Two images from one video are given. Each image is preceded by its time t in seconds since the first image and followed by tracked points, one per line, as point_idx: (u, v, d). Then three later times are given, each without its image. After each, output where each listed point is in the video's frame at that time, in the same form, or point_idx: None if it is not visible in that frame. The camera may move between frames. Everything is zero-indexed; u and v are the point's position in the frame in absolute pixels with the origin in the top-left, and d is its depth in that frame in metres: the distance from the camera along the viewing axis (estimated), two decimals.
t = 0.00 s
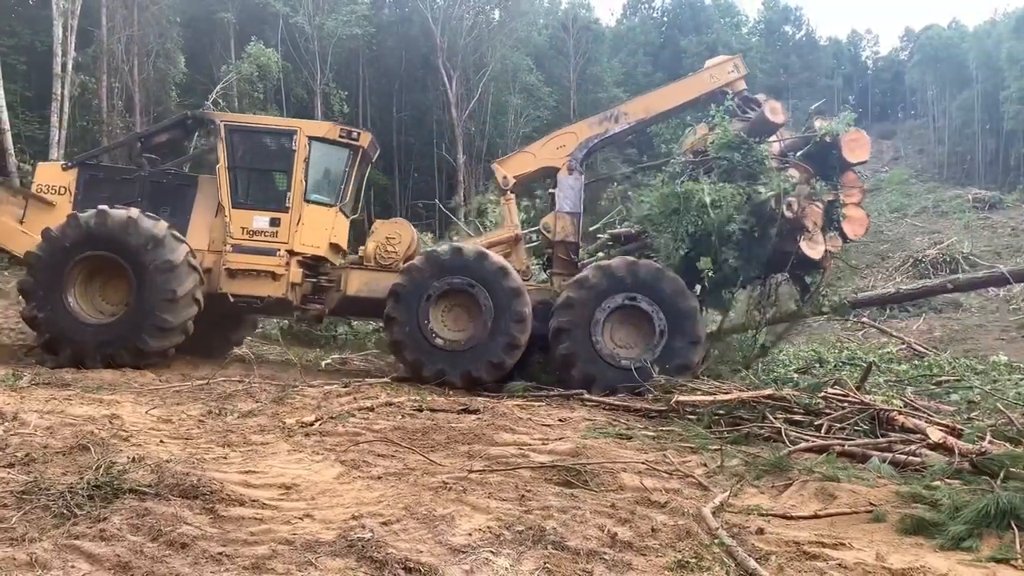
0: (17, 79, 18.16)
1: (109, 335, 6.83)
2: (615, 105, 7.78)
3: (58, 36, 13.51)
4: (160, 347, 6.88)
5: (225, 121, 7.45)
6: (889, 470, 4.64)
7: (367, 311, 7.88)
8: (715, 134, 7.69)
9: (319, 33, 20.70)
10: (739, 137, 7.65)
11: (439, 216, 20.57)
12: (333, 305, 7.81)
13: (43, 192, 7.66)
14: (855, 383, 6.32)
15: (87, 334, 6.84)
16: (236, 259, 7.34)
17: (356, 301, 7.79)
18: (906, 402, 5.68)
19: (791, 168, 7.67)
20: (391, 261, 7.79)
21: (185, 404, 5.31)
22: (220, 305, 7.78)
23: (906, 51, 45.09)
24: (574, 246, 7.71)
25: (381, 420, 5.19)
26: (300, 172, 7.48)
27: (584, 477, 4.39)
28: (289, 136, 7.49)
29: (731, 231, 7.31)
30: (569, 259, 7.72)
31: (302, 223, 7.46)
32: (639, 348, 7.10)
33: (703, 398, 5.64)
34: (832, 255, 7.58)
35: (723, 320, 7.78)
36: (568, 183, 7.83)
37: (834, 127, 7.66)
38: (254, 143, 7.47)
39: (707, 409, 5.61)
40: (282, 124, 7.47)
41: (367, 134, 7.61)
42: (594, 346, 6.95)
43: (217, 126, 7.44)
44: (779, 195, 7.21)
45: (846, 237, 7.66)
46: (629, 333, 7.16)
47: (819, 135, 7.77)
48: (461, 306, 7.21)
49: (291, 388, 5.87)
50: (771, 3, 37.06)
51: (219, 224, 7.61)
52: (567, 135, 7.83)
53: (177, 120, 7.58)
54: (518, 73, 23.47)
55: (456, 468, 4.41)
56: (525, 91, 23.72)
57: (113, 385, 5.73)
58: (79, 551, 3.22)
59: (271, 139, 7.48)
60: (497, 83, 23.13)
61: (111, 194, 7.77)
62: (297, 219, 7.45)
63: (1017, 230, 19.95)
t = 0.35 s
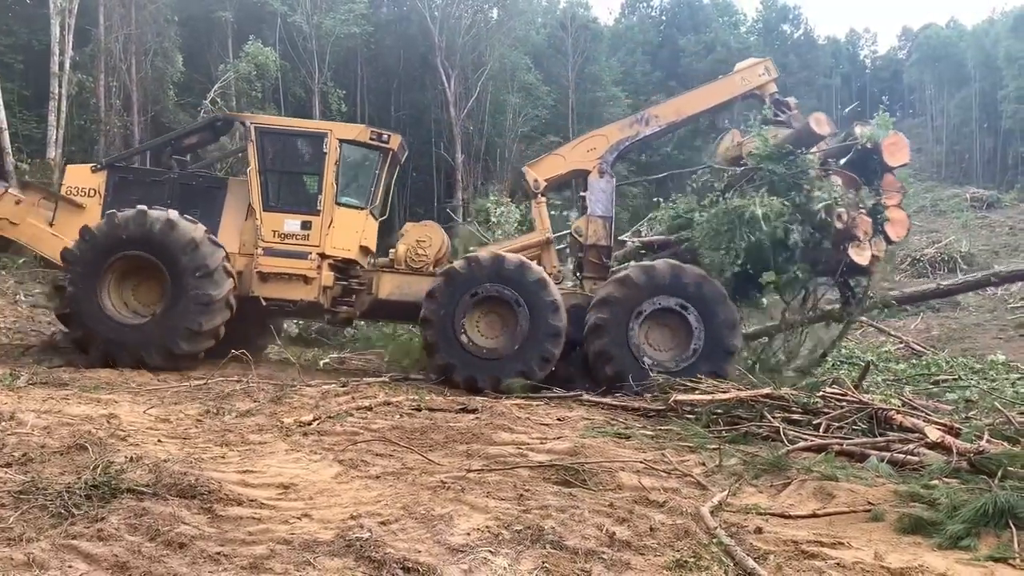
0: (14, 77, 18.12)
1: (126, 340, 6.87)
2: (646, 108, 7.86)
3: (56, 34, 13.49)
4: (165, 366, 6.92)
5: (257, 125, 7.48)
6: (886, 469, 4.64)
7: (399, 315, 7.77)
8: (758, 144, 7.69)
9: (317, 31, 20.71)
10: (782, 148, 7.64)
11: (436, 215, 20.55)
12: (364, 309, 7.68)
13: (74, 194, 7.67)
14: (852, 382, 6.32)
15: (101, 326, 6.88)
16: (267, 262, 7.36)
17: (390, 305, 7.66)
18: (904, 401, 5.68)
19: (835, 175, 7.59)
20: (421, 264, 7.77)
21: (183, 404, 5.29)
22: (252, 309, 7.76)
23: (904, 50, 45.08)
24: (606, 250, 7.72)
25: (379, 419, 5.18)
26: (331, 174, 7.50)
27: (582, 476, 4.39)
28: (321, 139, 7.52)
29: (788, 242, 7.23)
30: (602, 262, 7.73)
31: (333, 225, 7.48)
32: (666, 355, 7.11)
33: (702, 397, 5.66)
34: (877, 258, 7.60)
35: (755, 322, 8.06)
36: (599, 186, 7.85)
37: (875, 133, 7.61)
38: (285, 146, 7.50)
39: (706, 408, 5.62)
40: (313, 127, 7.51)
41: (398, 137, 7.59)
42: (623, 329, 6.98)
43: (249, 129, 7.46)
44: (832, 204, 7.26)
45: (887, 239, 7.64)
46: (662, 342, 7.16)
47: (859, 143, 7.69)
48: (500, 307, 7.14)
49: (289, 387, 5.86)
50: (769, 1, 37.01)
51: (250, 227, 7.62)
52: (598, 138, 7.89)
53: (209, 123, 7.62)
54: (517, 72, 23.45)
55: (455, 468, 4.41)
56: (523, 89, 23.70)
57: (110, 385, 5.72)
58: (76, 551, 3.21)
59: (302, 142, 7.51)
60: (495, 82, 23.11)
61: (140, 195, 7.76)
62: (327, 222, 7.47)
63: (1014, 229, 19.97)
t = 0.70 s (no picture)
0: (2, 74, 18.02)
1: (132, 331, 6.85)
2: (675, 112, 7.99)
3: (45, 32, 13.44)
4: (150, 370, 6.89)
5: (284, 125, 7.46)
6: (875, 468, 4.66)
7: (426, 318, 7.79)
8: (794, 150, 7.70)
9: (308, 30, 20.72)
10: (821, 156, 7.58)
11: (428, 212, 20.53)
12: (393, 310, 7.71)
13: (98, 195, 7.61)
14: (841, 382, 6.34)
15: (117, 304, 6.88)
16: (294, 264, 7.36)
17: (419, 308, 7.70)
18: (893, 399, 5.71)
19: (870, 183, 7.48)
20: (450, 265, 7.76)
21: (172, 404, 5.28)
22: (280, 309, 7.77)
23: (894, 50, 45.26)
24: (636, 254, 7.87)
25: (370, 419, 5.18)
26: (360, 176, 7.50)
27: (572, 475, 4.40)
28: (348, 140, 7.51)
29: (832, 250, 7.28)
30: (631, 267, 7.88)
31: (361, 227, 7.48)
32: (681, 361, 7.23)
33: (692, 396, 5.68)
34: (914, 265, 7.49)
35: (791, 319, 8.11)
36: (630, 189, 8.00)
37: (909, 141, 7.34)
38: (313, 147, 7.48)
39: (696, 407, 5.65)
40: (341, 129, 7.49)
41: (425, 138, 7.60)
42: (660, 312, 7.10)
43: (276, 131, 7.44)
44: (872, 211, 7.22)
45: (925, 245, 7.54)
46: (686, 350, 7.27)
47: (894, 151, 7.44)
48: (536, 311, 7.17)
49: (279, 386, 5.85)
50: (759, 2, 37.21)
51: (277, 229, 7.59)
52: (628, 141, 8.01)
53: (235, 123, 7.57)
54: (508, 71, 23.46)
55: (446, 467, 4.41)
56: (515, 88, 23.71)
57: (99, 384, 5.70)
58: (64, 551, 3.21)
59: (330, 143, 7.50)
60: (486, 81, 23.13)
61: (165, 196, 7.72)
62: (355, 224, 7.47)
63: (1002, 229, 20.10)
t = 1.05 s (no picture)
0: None
1: (129, 318, 6.84)
2: (699, 117, 8.17)
3: (21, 29, 13.30)
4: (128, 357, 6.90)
5: (297, 126, 7.42)
6: (853, 466, 4.70)
7: (444, 319, 7.80)
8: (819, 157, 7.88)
9: (290, 28, 20.63)
10: (848, 162, 7.77)
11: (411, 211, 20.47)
12: (408, 312, 7.67)
13: (116, 200, 7.62)
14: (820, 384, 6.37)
15: (127, 279, 6.86)
16: (308, 266, 7.32)
17: (438, 310, 7.70)
18: (871, 397, 5.77)
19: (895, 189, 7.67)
20: (469, 267, 7.71)
21: (151, 404, 5.24)
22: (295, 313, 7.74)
23: (873, 52, 45.64)
24: (659, 257, 8.04)
25: (351, 418, 5.16)
26: (373, 177, 7.45)
27: (554, 474, 4.41)
28: (362, 140, 7.46)
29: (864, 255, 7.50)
30: (653, 269, 8.05)
31: (375, 229, 7.42)
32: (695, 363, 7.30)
33: (672, 394, 5.69)
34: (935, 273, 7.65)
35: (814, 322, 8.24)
36: (653, 192, 8.15)
37: (934, 151, 7.59)
38: (326, 148, 7.45)
39: (676, 405, 5.65)
40: (354, 129, 7.45)
41: (439, 137, 7.54)
42: (708, 298, 7.29)
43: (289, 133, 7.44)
44: (900, 217, 7.43)
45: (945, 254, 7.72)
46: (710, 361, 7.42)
47: (921, 160, 7.65)
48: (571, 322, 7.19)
49: (259, 386, 5.82)
50: (740, 2, 37.49)
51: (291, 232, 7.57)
52: (652, 144, 8.15)
53: (248, 125, 7.57)
54: (491, 70, 23.47)
55: (426, 467, 4.40)
56: (498, 88, 23.73)
57: (77, 384, 5.65)
58: (40, 553, 3.18)
59: (343, 143, 7.46)
60: (469, 80, 23.12)
61: (181, 200, 7.71)
62: (369, 225, 7.42)
63: (979, 229, 20.33)
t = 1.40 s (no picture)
0: None
1: (131, 295, 6.74)
2: (717, 126, 8.27)
3: None
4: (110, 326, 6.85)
5: (305, 127, 7.40)
6: (821, 463, 4.76)
7: (456, 319, 7.69)
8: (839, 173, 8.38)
9: (261, 24, 20.43)
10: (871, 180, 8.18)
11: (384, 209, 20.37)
12: (418, 313, 7.57)
13: (125, 203, 7.56)
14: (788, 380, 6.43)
15: (144, 258, 6.78)
16: (317, 267, 7.26)
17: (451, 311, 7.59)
18: (838, 394, 5.85)
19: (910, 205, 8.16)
20: (482, 268, 7.70)
21: (117, 405, 5.17)
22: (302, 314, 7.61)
23: (842, 53, 46.12)
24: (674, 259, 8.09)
25: (321, 419, 5.13)
26: (382, 177, 7.43)
27: (525, 473, 4.42)
28: (371, 140, 7.46)
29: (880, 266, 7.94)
30: (665, 272, 8.08)
31: (384, 229, 7.39)
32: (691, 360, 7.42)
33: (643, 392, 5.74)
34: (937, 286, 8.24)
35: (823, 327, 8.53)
36: (672, 199, 8.27)
37: (949, 174, 8.23)
38: (334, 149, 7.42)
39: (647, 403, 5.69)
40: (362, 129, 7.44)
41: (447, 138, 7.56)
42: (756, 296, 7.51)
43: (298, 133, 7.41)
44: (913, 236, 7.97)
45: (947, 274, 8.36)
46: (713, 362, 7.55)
47: (935, 182, 8.26)
48: (595, 332, 7.27)
49: (229, 386, 5.77)
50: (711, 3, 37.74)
51: (300, 232, 7.51)
52: (670, 151, 8.27)
53: (255, 126, 7.50)
54: (464, 68, 23.42)
55: (397, 467, 4.39)
56: (471, 86, 23.69)
57: (43, 385, 5.56)
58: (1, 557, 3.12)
59: (352, 144, 7.44)
60: (442, 78, 23.05)
61: (189, 202, 7.67)
62: (378, 226, 7.39)
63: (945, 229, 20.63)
